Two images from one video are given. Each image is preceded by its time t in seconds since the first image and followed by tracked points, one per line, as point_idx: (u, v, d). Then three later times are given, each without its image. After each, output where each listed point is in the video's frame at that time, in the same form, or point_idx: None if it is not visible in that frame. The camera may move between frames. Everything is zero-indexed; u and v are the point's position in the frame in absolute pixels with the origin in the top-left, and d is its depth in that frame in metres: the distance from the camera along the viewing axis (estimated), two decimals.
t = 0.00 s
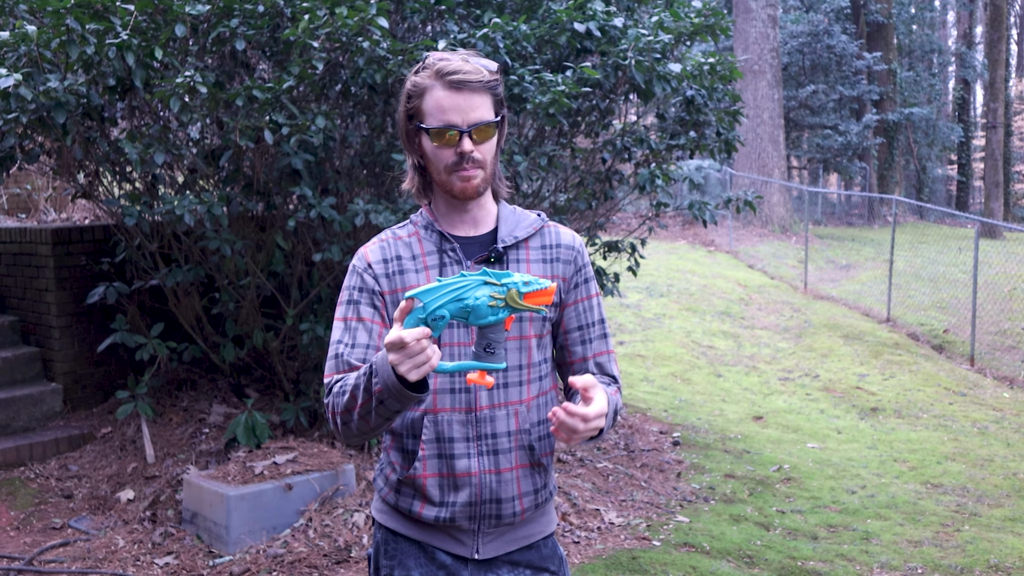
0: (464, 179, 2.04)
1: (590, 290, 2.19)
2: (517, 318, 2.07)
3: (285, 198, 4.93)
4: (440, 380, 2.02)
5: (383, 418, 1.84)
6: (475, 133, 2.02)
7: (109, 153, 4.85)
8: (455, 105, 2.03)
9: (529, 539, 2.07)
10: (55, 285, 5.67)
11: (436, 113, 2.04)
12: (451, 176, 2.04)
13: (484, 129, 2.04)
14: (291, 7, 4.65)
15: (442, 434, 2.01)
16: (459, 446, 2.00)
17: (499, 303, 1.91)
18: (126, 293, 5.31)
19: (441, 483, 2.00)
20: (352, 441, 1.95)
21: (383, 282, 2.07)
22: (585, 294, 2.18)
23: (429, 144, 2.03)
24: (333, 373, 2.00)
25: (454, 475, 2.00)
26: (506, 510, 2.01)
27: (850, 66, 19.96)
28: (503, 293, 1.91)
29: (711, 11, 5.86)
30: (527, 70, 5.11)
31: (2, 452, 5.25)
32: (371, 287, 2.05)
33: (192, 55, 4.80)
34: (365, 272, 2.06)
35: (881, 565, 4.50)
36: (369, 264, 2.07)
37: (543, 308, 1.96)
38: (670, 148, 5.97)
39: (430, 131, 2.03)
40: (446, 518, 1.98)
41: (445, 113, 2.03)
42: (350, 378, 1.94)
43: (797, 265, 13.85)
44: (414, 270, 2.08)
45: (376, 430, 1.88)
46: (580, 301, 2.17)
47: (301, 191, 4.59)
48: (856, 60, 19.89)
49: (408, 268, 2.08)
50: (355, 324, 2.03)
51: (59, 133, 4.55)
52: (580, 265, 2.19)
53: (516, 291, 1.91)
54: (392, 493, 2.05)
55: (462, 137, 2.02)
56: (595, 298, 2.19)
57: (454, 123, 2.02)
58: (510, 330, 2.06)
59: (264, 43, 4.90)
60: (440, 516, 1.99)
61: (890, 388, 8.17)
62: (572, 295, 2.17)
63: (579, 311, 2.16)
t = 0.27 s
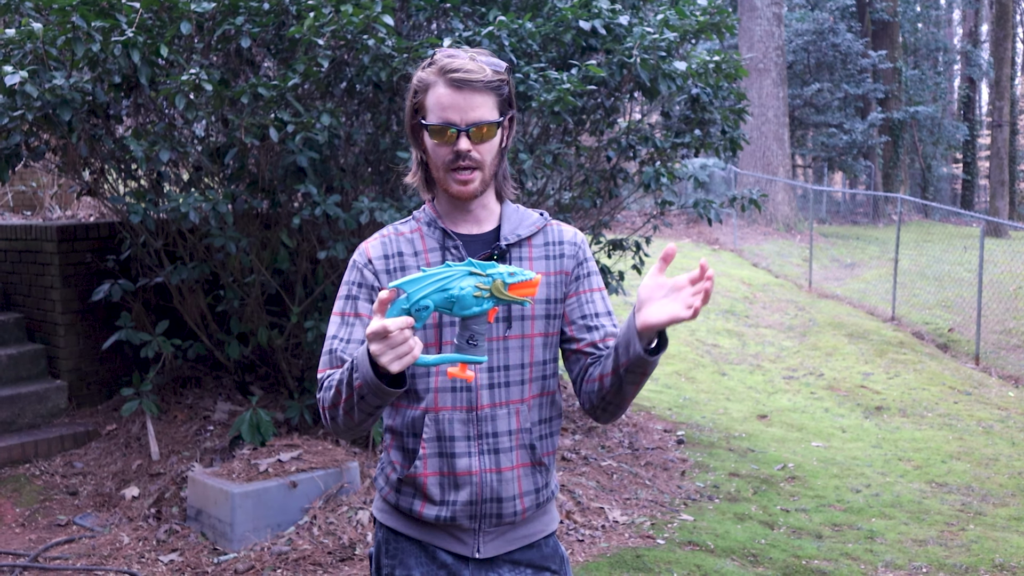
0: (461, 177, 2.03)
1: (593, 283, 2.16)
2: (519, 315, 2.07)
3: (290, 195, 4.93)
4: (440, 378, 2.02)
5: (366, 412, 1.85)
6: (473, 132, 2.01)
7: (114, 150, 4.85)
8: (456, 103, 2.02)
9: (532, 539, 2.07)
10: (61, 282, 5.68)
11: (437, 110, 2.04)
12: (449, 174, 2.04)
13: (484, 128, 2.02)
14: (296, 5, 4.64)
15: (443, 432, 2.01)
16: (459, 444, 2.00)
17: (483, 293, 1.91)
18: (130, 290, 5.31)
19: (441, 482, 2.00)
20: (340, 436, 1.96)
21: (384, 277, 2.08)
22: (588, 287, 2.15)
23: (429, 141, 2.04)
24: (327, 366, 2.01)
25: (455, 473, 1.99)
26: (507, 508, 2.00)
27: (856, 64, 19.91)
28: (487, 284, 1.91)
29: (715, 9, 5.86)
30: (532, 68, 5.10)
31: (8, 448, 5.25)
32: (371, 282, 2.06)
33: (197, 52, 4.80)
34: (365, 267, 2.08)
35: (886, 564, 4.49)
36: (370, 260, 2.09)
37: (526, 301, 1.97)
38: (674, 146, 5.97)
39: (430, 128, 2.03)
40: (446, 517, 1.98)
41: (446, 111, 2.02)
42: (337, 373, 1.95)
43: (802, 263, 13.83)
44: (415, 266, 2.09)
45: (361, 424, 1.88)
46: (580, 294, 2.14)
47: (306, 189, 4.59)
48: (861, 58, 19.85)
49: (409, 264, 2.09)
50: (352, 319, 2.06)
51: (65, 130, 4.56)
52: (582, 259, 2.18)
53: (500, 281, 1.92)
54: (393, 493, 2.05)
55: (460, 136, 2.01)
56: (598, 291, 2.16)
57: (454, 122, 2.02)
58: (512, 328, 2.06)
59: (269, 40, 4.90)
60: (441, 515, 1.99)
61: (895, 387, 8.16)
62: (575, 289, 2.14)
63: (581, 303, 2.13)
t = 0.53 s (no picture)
0: (467, 180, 2.03)
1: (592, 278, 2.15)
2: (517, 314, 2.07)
3: (298, 197, 4.94)
4: (440, 380, 2.03)
5: (380, 402, 1.84)
6: (477, 135, 2.02)
7: (123, 151, 4.87)
8: (457, 107, 2.02)
9: (537, 539, 2.06)
10: (70, 283, 5.70)
11: (438, 115, 2.04)
12: (454, 178, 2.03)
13: (486, 131, 2.03)
14: (304, 6, 4.66)
15: (443, 434, 2.01)
16: (460, 445, 2.01)
17: (509, 283, 1.93)
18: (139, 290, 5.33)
19: (444, 484, 2.01)
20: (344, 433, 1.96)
21: (383, 279, 2.07)
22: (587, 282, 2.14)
23: (431, 147, 2.03)
24: (331, 366, 2.01)
25: (456, 475, 2.00)
26: (511, 508, 2.00)
27: (864, 64, 19.85)
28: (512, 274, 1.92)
29: (723, 10, 5.86)
30: (539, 70, 5.11)
31: (17, 448, 5.28)
32: (371, 283, 2.06)
33: (205, 54, 4.82)
34: (366, 269, 2.08)
35: (894, 565, 4.48)
36: (370, 263, 2.09)
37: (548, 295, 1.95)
38: (682, 147, 5.96)
39: (433, 133, 2.03)
40: (450, 519, 1.98)
41: (448, 115, 2.02)
42: (345, 368, 1.94)
43: (810, 264, 13.80)
44: (414, 269, 2.09)
45: (371, 415, 1.87)
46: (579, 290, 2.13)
47: (314, 190, 4.60)
48: (869, 58, 19.79)
49: (408, 266, 2.09)
50: (354, 319, 2.04)
51: (74, 131, 4.58)
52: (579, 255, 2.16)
53: (528, 272, 1.92)
54: (397, 496, 2.05)
55: (464, 139, 2.01)
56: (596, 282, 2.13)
57: (457, 125, 2.01)
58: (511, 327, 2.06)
59: (277, 42, 4.92)
60: (444, 517, 1.99)
61: (903, 388, 8.13)
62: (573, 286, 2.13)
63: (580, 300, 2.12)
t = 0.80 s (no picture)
0: (468, 183, 2.03)
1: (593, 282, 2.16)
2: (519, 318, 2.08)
3: (300, 202, 4.95)
4: (444, 385, 2.03)
5: (380, 410, 1.84)
6: (479, 139, 2.02)
7: (125, 157, 4.88)
8: (461, 110, 2.03)
9: (542, 542, 2.06)
10: (72, 289, 5.71)
11: (441, 117, 2.04)
12: (455, 180, 2.03)
13: (488, 134, 2.04)
14: (305, 12, 4.67)
15: (448, 438, 2.02)
16: (465, 449, 2.01)
17: (514, 291, 1.92)
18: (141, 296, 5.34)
19: (449, 488, 2.01)
20: (348, 440, 1.96)
21: (384, 286, 2.08)
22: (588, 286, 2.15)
23: (433, 149, 2.03)
24: (333, 373, 2.01)
25: (462, 479, 2.00)
26: (516, 512, 2.01)
27: (865, 66, 19.86)
28: (518, 284, 1.92)
29: (723, 13, 5.87)
30: (540, 74, 5.12)
31: (21, 455, 5.28)
32: (372, 290, 2.06)
33: (207, 59, 4.83)
34: (366, 276, 2.08)
35: (898, 567, 4.47)
36: (370, 269, 2.09)
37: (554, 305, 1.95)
38: (683, 150, 5.97)
39: (435, 135, 2.03)
40: (456, 523, 1.99)
41: (451, 117, 2.03)
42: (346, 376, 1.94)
43: (812, 266, 13.80)
44: (415, 274, 2.09)
45: (372, 423, 1.88)
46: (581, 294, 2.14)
47: (316, 195, 4.61)
48: (870, 60, 19.80)
49: (409, 272, 2.09)
50: (355, 325, 2.04)
51: (76, 138, 4.59)
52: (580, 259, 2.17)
53: (534, 281, 1.92)
54: (401, 501, 2.05)
55: (466, 142, 2.02)
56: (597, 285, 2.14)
57: (459, 128, 2.02)
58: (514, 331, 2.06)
59: (279, 47, 4.93)
60: (450, 521, 1.99)
61: (906, 390, 8.13)
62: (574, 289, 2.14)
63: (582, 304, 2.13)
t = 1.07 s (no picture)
0: (462, 175, 2.03)
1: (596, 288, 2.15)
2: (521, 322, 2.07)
3: (303, 203, 4.95)
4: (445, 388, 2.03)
5: (380, 423, 1.85)
6: (477, 132, 2.02)
7: (129, 157, 4.89)
8: (462, 102, 2.04)
9: (541, 545, 2.07)
10: (76, 289, 5.72)
11: (443, 108, 2.06)
12: (449, 170, 2.03)
13: (488, 129, 2.03)
14: (309, 13, 4.68)
15: (449, 441, 2.01)
16: (466, 452, 2.01)
17: (515, 308, 1.90)
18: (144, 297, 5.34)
19: (450, 490, 2.01)
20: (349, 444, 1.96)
21: (388, 287, 2.08)
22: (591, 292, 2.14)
23: (433, 137, 2.04)
24: (335, 375, 2.00)
25: (462, 481, 2.00)
26: (516, 514, 2.01)
27: (868, 69, 19.85)
28: (519, 301, 1.90)
29: (727, 16, 5.87)
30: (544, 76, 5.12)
31: (23, 454, 5.29)
32: (375, 292, 2.06)
33: (211, 60, 4.84)
34: (370, 277, 2.08)
35: (900, 571, 4.46)
36: (374, 270, 2.09)
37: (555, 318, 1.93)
38: (686, 153, 5.96)
39: (435, 124, 2.04)
40: (456, 525, 1.99)
41: (451, 108, 2.04)
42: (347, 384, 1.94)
43: (815, 270, 13.79)
44: (418, 276, 2.10)
45: (372, 433, 1.89)
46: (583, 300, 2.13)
47: (318, 196, 4.61)
48: (873, 63, 19.80)
49: (412, 274, 2.10)
50: (358, 327, 2.04)
51: (80, 138, 4.59)
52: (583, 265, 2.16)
53: (534, 296, 1.90)
54: (402, 502, 2.05)
55: (464, 133, 2.02)
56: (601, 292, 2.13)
57: (459, 119, 2.03)
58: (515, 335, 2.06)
59: (282, 49, 4.94)
60: (450, 523, 1.99)
61: (908, 393, 8.12)
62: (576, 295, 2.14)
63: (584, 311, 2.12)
